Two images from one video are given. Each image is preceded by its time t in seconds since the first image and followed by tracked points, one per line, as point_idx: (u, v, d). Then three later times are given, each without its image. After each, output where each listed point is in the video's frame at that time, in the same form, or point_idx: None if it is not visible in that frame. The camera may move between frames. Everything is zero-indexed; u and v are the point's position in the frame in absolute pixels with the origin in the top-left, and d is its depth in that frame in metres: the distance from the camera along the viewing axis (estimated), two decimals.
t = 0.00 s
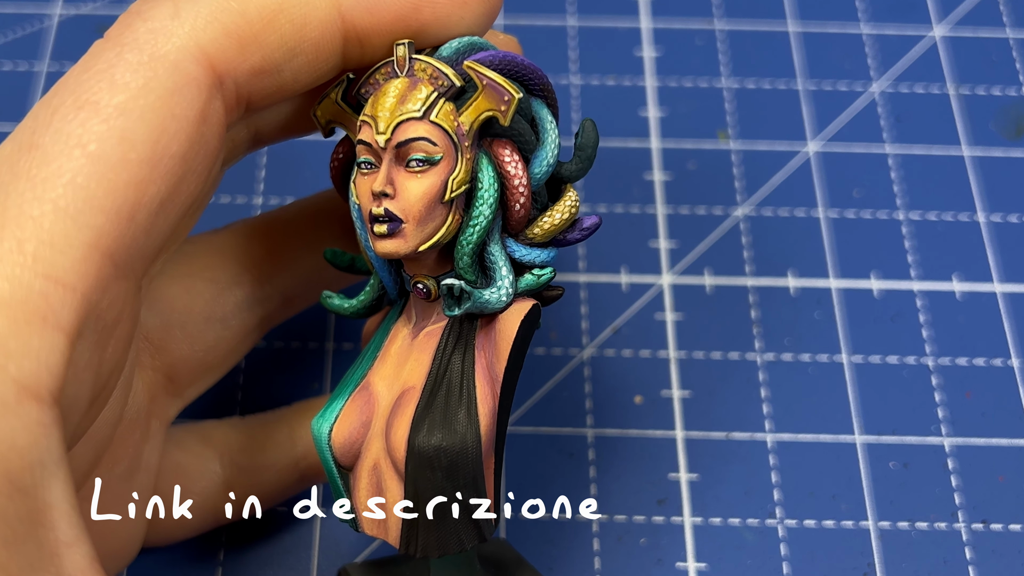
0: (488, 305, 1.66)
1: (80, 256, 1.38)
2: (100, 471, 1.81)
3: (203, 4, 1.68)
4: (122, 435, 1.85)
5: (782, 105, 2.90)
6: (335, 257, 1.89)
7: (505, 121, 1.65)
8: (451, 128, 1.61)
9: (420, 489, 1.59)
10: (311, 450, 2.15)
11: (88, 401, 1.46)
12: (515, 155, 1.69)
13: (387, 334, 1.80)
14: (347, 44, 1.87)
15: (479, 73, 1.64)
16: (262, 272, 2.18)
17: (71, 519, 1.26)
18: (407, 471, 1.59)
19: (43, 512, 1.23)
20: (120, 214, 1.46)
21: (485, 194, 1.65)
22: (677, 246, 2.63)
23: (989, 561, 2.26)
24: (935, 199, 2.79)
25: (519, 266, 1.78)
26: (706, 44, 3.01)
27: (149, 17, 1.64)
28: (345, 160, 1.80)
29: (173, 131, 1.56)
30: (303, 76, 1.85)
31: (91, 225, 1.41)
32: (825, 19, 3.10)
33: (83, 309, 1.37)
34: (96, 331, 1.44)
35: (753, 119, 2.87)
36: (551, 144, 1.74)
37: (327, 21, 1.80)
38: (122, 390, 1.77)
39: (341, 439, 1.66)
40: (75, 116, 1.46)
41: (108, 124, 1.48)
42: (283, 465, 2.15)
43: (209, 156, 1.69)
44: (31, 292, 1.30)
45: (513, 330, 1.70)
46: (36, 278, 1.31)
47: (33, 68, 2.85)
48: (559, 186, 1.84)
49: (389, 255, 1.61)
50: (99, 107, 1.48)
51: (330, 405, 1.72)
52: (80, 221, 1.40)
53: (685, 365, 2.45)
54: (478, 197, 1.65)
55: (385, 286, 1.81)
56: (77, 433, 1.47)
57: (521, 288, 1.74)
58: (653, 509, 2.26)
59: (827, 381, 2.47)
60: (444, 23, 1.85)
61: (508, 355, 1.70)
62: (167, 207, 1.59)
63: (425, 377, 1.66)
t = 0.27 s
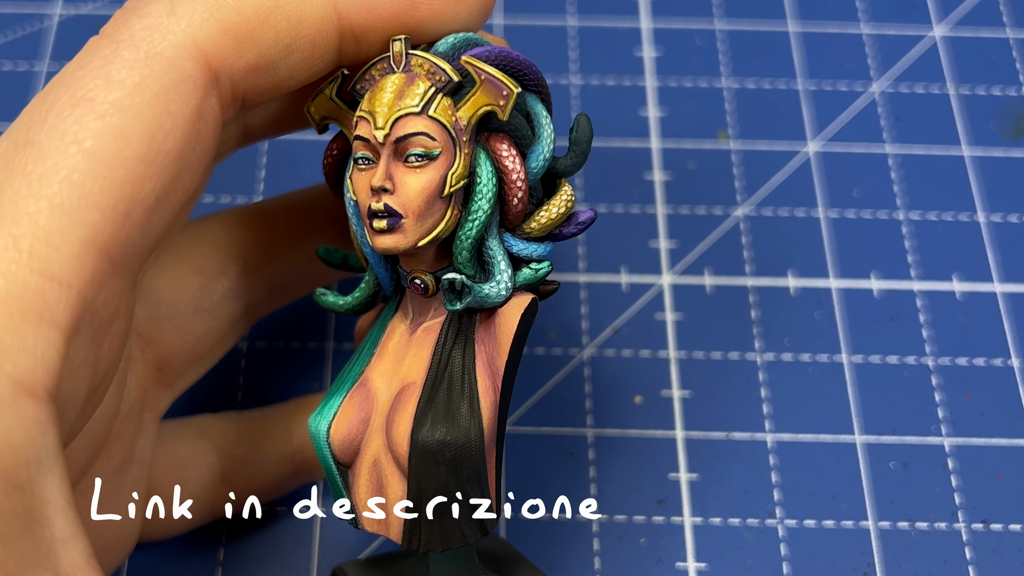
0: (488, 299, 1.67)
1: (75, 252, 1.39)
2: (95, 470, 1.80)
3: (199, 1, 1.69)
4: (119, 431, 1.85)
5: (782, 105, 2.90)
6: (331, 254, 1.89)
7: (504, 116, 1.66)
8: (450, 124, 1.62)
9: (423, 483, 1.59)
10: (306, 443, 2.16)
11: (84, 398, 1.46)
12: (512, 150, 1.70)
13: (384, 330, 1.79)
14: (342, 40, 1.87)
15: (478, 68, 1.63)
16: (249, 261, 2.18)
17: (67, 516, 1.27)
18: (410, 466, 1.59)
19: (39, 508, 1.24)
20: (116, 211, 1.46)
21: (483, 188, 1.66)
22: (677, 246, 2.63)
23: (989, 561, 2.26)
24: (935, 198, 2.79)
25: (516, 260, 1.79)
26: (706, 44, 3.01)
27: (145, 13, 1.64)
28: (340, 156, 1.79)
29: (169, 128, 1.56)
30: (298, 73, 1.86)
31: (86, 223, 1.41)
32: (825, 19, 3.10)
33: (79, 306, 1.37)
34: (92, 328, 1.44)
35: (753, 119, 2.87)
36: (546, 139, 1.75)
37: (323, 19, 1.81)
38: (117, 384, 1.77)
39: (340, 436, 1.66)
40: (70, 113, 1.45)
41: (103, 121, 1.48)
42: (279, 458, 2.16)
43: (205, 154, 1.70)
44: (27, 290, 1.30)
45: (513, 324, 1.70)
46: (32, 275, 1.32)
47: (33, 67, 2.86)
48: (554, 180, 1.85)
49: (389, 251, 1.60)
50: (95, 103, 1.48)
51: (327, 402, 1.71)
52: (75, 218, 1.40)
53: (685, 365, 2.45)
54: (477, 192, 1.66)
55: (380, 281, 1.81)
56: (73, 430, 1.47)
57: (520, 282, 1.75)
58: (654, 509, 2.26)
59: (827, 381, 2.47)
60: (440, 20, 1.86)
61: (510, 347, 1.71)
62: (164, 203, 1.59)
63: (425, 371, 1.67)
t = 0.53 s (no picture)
0: (492, 298, 1.67)
1: (73, 251, 1.38)
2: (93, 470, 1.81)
3: None
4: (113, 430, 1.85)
5: (782, 105, 2.90)
6: (321, 252, 1.86)
7: (507, 116, 1.67)
8: (453, 123, 1.62)
9: (431, 482, 1.60)
10: (303, 442, 2.15)
11: (82, 396, 1.46)
12: (513, 149, 1.71)
13: (382, 329, 1.78)
14: (339, 39, 1.90)
15: (481, 67, 1.65)
16: (234, 252, 2.17)
17: (65, 514, 1.27)
18: (418, 466, 1.60)
19: (37, 507, 1.24)
20: (114, 209, 1.46)
21: (485, 188, 1.66)
22: (677, 246, 2.63)
23: (989, 561, 2.26)
24: (935, 198, 2.79)
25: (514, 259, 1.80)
26: (706, 44, 3.01)
27: (143, 12, 1.64)
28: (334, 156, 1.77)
29: (167, 126, 1.56)
30: (294, 72, 1.88)
31: (84, 221, 1.41)
32: (825, 19, 3.10)
33: (77, 304, 1.37)
34: (89, 326, 1.44)
35: (753, 119, 2.88)
36: (544, 139, 1.77)
37: (320, 18, 1.83)
38: (111, 382, 1.76)
39: (342, 437, 1.64)
40: (68, 111, 1.45)
41: (101, 119, 1.47)
42: (274, 454, 2.15)
43: (203, 152, 1.69)
44: (25, 288, 1.30)
45: (518, 320, 1.79)
46: (30, 273, 1.32)
47: (33, 67, 2.86)
48: (548, 179, 1.85)
49: (393, 250, 1.59)
50: (92, 102, 1.48)
51: (326, 403, 1.69)
52: (73, 216, 1.40)
53: (685, 365, 2.45)
54: (479, 191, 1.66)
55: (376, 281, 1.80)
56: (70, 429, 1.47)
57: (520, 281, 1.76)
58: (654, 509, 2.26)
59: (827, 381, 2.47)
60: (435, 22, 1.85)
61: (515, 346, 1.77)
62: (161, 202, 1.59)
63: (429, 370, 1.67)
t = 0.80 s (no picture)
0: (496, 293, 1.69)
1: (70, 248, 1.38)
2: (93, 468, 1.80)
3: None
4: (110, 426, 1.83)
5: (782, 105, 2.90)
6: (312, 250, 1.88)
7: (512, 113, 1.68)
8: (458, 120, 1.62)
9: (441, 478, 1.59)
10: (298, 437, 2.16)
11: (80, 394, 1.46)
12: (515, 146, 1.71)
13: (379, 325, 1.78)
14: (337, 36, 1.90)
15: (486, 64, 1.66)
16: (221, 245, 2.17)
17: (63, 512, 1.27)
18: (426, 461, 1.60)
19: (34, 505, 1.24)
20: (111, 207, 1.46)
21: (489, 184, 1.67)
22: (677, 246, 2.63)
23: (989, 561, 2.26)
24: (935, 198, 2.79)
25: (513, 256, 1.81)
26: (706, 44, 3.01)
27: (140, 10, 1.64)
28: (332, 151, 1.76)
29: (165, 124, 1.56)
30: (292, 70, 1.88)
31: (81, 219, 1.41)
32: (825, 19, 3.10)
33: (74, 301, 1.37)
34: (88, 325, 1.44)
35: (753, 119, 2.88)
36: (542, 136, 1.76)
37: (318, 17, 1.83)
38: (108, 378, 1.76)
39: (344, 434, 1.65)
40: (66, 109, 1.45)
41: (98, 117, 1.47)
42: (271, 449, 2.16)
43: (200, 150, 1.69)
44: (22, 286, 1.30)
45: (522, 316, 1.81)
46: (27, 271, 1.32)
47: (33, 67, 2.86)
48: (544, 176, 1.86)
49: (400, 246, 1.60)
50: (90, 100, 1.48)
51: (326, 400, 1.69)
52: (70, 214, 1.40)
53: (685, 365, 2.45)
54: (483, 188, 1.67)
55: (373, 277, 1.79)
56: (68, 427, 1.47)
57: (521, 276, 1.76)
58: (654, 509, 2.26)
59: (827, 381, 2.47)
60: (433, 20, 1.85)
61: (519, 342, 1.79)
62: (159, 200, 1.59)
63: (432, 366, 1.68)
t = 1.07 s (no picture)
0: (499, 292, 1.69)
1: (69, 247, 1.39)
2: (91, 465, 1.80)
3: None
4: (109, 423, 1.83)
5: (782, 105, 2.91)
6: (304, 250, 1.85)
7: (517, 113, 1.69)
8: (463, 119, 1.63)
9: (448, 476, 1.59)
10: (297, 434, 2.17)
11: (79, 393, 1.47)
12: (518, 147, 1.72)
13: (377, 323, 1.78)
14: (335, 36, 1.90)
15: (492, 65, 1.66)
16: (211, 238, 2.16)
17: (61, 512, 1.28)
18: (434, 459, 1.60)
19: (33, 504, 1.24)
20: (109, 206, 1.46)
21: (493, 183, 1.68)
22: (677, 246, 2.63)
23: (989, 561, 2.26)
24: (935, 198, 2.79)
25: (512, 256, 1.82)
26: (706, 44, 3.01)
27: (139, 9, 1.64)
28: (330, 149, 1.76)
29: (163, 123, 1.56)
30: (292, 69, 1.88)
31: (79, 218, 1.41)
32: (825, 19, 3.10)
33: (73, 300, 1.37)
34: (86, 324, 1.44)
35: (753, 119, 2.88)
36: (540, 138, 1.78)
37: (317, 16, 1.83)
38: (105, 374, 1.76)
39: (346, 434, 1.65)
40: (64, 108, 1.45)
41: (96, 116, 1.47)
42: (268, 445, 2.16)
43: (199, 149, 1.69)
44: (21, 286, 1.31)
45: (526, 314, 1.83)
46: (26, 271, 1.32)
47: (33, 67, 2.86)
48: (539, 177, 1.86)
49: (407, 245, 1.61)
50: (88, 99, 1.48)
51: (327, 400, 1.69)
52: (68, 213, 1.40)
53: (685, 365, 2.46)
54: (487, 187, 1.68)
55: (371, 275, 1.79)
56: (67, 426, 1.48)
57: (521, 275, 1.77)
58: (654, 509, 2.26)
59: (827, 381, 2.47)
60: (431, 20, 1.86)
61: (522, 341, 1.81)
62: (158, 199, 1.59)
63: (437, 364, 1.69)
